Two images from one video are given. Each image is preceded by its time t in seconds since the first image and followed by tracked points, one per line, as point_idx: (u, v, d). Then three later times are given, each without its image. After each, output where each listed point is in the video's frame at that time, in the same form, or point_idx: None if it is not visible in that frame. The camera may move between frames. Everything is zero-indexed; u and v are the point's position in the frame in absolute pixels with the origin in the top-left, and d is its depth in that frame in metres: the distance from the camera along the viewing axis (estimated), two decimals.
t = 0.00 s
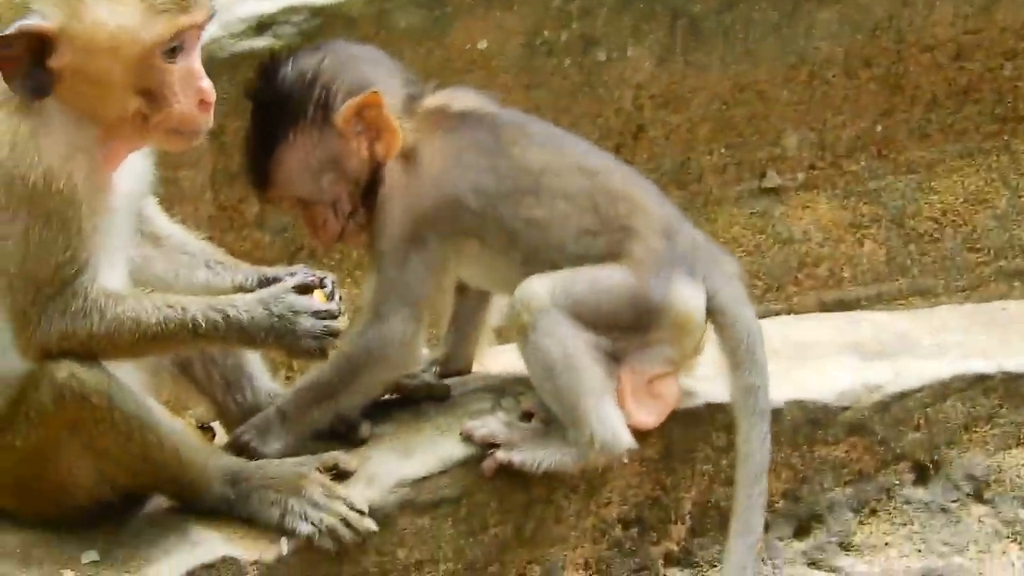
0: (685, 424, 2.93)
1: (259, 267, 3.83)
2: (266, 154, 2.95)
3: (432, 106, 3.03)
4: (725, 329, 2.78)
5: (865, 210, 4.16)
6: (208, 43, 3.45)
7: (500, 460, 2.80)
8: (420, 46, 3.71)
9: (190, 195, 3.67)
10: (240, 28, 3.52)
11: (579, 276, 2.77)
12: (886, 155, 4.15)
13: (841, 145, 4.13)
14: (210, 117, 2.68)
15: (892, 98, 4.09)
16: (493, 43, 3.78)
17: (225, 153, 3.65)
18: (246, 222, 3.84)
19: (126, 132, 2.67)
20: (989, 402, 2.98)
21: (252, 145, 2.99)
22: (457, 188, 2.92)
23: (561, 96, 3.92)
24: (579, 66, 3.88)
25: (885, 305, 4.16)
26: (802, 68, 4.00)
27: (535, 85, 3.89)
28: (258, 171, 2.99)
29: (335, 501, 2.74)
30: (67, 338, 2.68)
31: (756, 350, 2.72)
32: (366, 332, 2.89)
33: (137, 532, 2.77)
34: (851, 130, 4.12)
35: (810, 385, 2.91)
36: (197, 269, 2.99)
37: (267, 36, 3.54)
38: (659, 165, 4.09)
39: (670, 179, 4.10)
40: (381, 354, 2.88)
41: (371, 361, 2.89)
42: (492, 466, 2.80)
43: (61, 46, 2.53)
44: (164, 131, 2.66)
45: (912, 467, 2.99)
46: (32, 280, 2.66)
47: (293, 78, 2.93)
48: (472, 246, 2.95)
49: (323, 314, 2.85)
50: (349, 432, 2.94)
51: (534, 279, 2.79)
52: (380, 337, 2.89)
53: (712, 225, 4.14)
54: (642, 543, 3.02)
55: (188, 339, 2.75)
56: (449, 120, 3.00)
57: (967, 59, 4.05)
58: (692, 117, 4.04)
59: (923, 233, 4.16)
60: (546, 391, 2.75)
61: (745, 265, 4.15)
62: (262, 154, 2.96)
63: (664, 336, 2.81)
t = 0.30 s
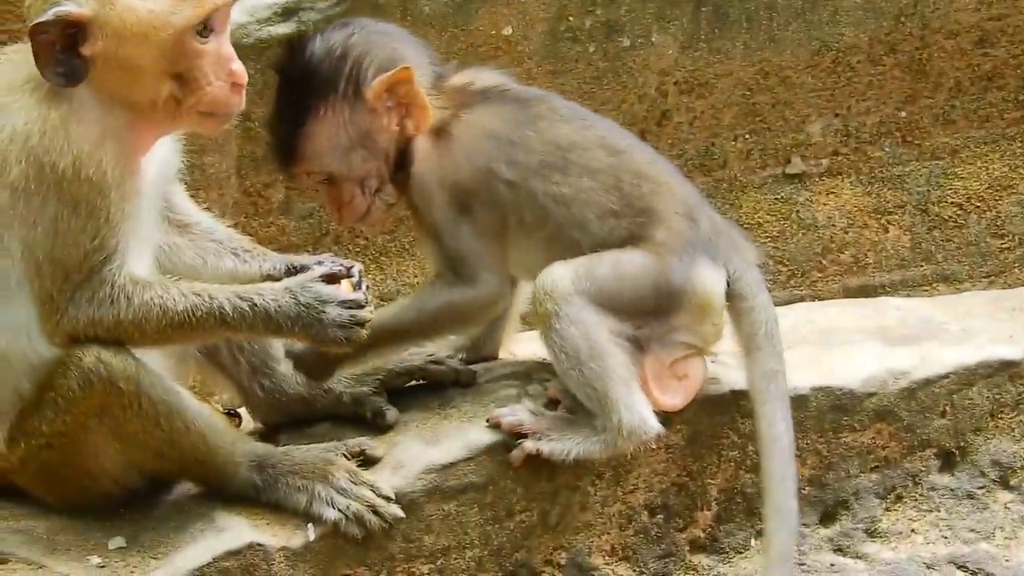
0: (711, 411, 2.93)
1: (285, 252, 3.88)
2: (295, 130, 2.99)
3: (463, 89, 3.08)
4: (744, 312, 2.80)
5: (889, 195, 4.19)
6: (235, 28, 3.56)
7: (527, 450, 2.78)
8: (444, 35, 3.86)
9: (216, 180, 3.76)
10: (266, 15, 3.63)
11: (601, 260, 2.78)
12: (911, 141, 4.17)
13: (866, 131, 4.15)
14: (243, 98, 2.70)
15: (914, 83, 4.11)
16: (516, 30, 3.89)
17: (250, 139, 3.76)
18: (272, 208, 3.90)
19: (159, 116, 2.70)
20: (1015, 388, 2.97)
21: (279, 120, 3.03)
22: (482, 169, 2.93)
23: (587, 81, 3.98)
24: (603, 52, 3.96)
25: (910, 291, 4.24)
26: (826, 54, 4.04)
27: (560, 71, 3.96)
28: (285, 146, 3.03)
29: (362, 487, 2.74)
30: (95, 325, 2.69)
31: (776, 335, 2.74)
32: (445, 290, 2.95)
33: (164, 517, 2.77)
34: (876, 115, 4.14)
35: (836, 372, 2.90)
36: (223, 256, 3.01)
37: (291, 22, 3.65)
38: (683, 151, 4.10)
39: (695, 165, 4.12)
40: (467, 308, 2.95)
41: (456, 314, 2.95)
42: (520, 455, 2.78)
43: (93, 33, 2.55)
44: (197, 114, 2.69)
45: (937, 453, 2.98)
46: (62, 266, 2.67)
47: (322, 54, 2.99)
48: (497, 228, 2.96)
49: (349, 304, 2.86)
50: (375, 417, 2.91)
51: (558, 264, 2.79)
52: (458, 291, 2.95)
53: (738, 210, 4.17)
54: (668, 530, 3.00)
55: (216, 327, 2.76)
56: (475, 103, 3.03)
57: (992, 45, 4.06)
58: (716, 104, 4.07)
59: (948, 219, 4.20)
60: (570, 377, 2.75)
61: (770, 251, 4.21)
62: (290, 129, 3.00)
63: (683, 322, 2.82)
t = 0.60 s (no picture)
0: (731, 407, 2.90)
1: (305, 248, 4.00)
2: (417, 65, 2.72)
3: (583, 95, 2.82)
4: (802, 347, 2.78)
5: (906, 191, 4.23)
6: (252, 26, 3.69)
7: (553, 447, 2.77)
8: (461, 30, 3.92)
9: (232, 178, 3.91)
10: (283, 13, 3.75)
11: (705, 275, 2.60)
12: (929, 137, 4.22)
13: (882, 127, 4.22)
14: (260, 88, 2.73)
15: (933, 80, 4.15)
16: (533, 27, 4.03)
17: (267, 137, 3.90)
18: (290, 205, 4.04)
19: (178, 110, 2.71)
20: None
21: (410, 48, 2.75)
22: (577, 178, 2.71)
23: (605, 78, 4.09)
24: (621, 49, 4.05)
25: (928, 287, 4.21)
26: (844, 50, 4.12)
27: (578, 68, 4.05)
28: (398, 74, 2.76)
29: (380, 484, 2.75)
30: (113, 322, 2.69)
31: (821, 386, 2.78)
32: (505, 229, 2.76)
33: (182, 515, 2.76)
34: (892, 111, 4.21)
35: (854, 367, 2.90)
36: (242, 252, 3.00)
37: (307, 20, 3.76)
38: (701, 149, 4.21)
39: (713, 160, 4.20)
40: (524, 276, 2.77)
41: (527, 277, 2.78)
42: (544, 453, 2.77)
43: (108, 29, 2.57)
44: (216, 106, 2.70)
45: (955, 448, 2.98)
46: (79, 263, 2.67)
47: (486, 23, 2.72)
48: (581, 241, 2.73)
49: (367, 300, 2.88)
50: (394, 415, 2.91)
51: (654, 257, 2.63)
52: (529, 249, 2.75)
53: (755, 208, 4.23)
54: (687, 527, 3.00)
55: (234, 322, 2.76)
56: (596, 112, 2.80)
57: (1010, 41, 4.08)
58: (733, 100, 4.16)
59: (965, 214, 4.20)
60: (641, 372, 2.60)
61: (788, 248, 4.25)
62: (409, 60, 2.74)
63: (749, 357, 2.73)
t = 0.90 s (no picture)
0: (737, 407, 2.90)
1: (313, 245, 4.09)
2: (524, 64, 2.90)
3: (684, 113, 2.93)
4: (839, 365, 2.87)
5: (913, 188, 4.32)
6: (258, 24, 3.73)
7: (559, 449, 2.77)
8: (467, 28, 3.98)
9: (240, 176, 4.00)
10: (290, 10, 3.79)
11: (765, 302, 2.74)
12: (934, 134, 4.33)
13: (888, 125, 4.34)
14: (267, 84, 2.74)
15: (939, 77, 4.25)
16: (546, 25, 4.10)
17: (274, 134, 3.97)
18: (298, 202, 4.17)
19: (185, 106, 2.72)
20: None
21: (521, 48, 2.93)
22: (681, 198, 2.83)
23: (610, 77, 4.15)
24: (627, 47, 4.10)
25: (934, 285, 4.24)
26: (850, 48, 4.21)
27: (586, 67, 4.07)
28: (505, 69, 2.93)
29: (386, 483, 2.74)
30: (118, 320, 2.69)
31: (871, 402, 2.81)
32: (594, 245, 2.89)
33: (187, 514, 2.76)
34: (899, 108, 4.32)
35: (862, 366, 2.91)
36: (249, 249, 3.00)
37: (315, 17, 3.81)
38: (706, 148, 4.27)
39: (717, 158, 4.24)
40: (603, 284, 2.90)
41: (614, 290, 2.91)
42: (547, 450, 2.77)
43: (115, 26, 2.58)
44: (223, 101, 2.71)
45: (962, 447, 2.97)
46: (84, 261, 2.67)
47: (603, 34, 2.88)
48: (670, 259, 2.87)
49: (373, 298, 2.87)
50: (398, 413, 2.91)
51: (714, 273, 2.75)
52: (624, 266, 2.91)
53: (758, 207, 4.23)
54: (693, 526, 2.98)
55: (240, 321, 2.76)
56: (698, 130, 2.91)
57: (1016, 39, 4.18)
58: (739, 97, 4.24)
59: (972, 212, 4.27)
60: (671, 379, 2.71)
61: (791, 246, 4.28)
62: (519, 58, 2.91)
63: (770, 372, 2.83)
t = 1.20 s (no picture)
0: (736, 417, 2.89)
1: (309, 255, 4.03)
2: (570, 53, 2.86)
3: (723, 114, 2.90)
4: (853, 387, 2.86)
5: (913, 198, 4.22)
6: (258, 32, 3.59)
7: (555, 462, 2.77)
8: (468, 37, 3.82)
9: (240, 185, 3.85)
10: (289, 18, 3.67)
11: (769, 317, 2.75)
12: (935, 143, 4.21)
13: (889, 134, 4.20)
14: (269, 92, 2.72)
15: (938, 85, 4.13)
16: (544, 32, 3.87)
17: (273, 144, 3.84)
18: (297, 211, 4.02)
19: (187, 115, 2.70)
20: None
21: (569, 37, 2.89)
22: (708, 197, 2.80)
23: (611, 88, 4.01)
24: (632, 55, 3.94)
25: (934, 292, 4.14)
26: (850, 56, 4.07)
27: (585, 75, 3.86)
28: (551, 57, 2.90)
29: (385, 492, 2.74)
30: (116, 330, 2.68)
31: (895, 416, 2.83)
32: (618, 241, 2.87)
33: (186, 524, 2.75)
34: (899, 117, 4.19)
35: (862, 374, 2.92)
36: (248, 261, 2.98)
37: (314, 27, 3.70)
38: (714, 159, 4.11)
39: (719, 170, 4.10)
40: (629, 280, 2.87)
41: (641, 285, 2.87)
42: (542, 462, 2.78)
43: (116, 36, 2.55)
44: (225, 110, 2.70)
45: (962, 456, 2.97)
46: (82, 272, 2.65)
47: (651, 28, 2.82)
48: (695, 259, 2.84)
49: (371, 310, 2.85)
50: (397, 424, 2.91)
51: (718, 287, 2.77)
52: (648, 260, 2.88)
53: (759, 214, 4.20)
54: (692, 534, 2.98)
55: (238, 332, 2.75)
56: (732, 133, 2.89)
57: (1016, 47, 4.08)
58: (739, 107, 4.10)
59: (972, 220, 4.19)
60: (671, 389, 2.71)
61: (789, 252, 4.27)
62: (566, 47, 2.87)
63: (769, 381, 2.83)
